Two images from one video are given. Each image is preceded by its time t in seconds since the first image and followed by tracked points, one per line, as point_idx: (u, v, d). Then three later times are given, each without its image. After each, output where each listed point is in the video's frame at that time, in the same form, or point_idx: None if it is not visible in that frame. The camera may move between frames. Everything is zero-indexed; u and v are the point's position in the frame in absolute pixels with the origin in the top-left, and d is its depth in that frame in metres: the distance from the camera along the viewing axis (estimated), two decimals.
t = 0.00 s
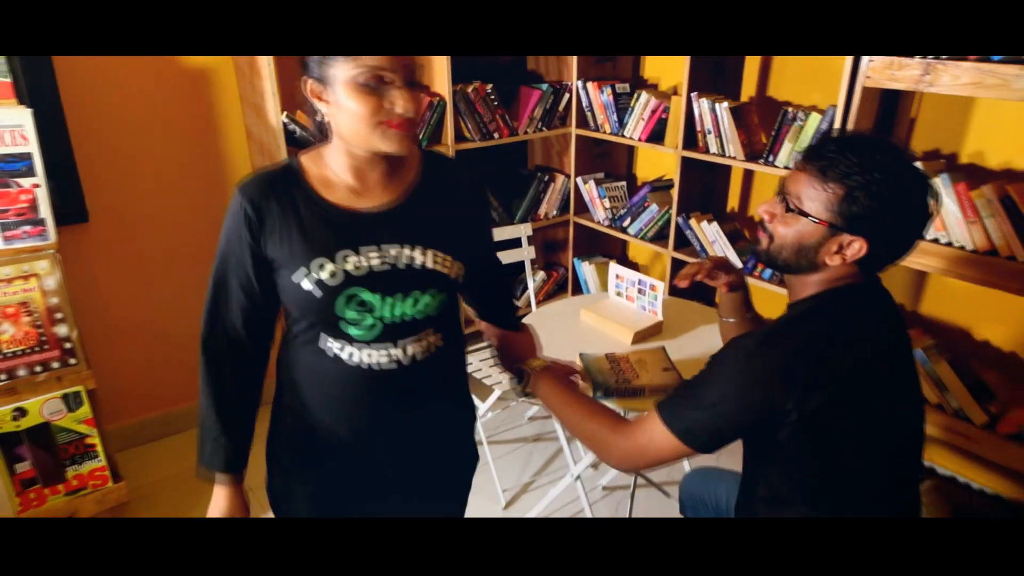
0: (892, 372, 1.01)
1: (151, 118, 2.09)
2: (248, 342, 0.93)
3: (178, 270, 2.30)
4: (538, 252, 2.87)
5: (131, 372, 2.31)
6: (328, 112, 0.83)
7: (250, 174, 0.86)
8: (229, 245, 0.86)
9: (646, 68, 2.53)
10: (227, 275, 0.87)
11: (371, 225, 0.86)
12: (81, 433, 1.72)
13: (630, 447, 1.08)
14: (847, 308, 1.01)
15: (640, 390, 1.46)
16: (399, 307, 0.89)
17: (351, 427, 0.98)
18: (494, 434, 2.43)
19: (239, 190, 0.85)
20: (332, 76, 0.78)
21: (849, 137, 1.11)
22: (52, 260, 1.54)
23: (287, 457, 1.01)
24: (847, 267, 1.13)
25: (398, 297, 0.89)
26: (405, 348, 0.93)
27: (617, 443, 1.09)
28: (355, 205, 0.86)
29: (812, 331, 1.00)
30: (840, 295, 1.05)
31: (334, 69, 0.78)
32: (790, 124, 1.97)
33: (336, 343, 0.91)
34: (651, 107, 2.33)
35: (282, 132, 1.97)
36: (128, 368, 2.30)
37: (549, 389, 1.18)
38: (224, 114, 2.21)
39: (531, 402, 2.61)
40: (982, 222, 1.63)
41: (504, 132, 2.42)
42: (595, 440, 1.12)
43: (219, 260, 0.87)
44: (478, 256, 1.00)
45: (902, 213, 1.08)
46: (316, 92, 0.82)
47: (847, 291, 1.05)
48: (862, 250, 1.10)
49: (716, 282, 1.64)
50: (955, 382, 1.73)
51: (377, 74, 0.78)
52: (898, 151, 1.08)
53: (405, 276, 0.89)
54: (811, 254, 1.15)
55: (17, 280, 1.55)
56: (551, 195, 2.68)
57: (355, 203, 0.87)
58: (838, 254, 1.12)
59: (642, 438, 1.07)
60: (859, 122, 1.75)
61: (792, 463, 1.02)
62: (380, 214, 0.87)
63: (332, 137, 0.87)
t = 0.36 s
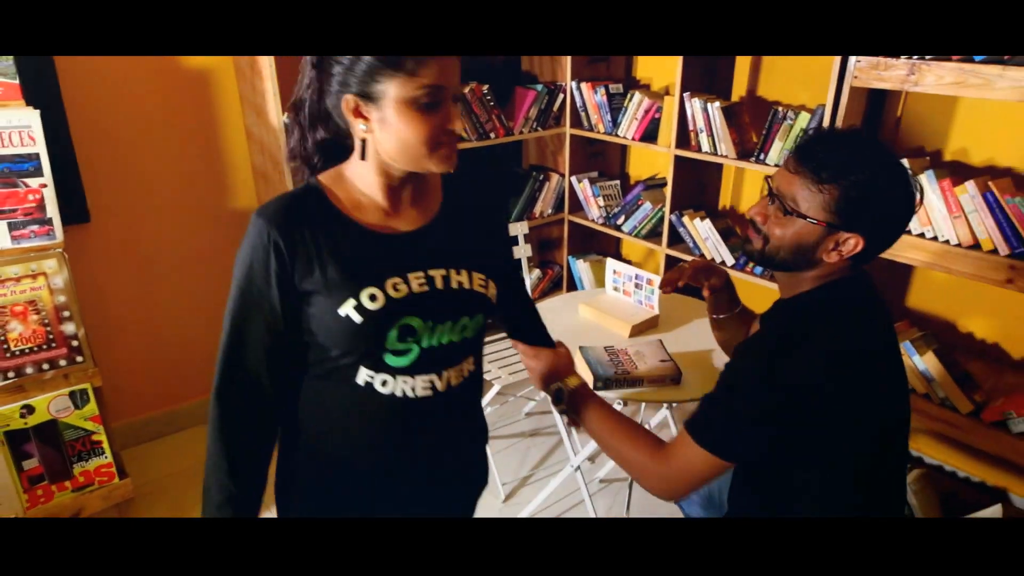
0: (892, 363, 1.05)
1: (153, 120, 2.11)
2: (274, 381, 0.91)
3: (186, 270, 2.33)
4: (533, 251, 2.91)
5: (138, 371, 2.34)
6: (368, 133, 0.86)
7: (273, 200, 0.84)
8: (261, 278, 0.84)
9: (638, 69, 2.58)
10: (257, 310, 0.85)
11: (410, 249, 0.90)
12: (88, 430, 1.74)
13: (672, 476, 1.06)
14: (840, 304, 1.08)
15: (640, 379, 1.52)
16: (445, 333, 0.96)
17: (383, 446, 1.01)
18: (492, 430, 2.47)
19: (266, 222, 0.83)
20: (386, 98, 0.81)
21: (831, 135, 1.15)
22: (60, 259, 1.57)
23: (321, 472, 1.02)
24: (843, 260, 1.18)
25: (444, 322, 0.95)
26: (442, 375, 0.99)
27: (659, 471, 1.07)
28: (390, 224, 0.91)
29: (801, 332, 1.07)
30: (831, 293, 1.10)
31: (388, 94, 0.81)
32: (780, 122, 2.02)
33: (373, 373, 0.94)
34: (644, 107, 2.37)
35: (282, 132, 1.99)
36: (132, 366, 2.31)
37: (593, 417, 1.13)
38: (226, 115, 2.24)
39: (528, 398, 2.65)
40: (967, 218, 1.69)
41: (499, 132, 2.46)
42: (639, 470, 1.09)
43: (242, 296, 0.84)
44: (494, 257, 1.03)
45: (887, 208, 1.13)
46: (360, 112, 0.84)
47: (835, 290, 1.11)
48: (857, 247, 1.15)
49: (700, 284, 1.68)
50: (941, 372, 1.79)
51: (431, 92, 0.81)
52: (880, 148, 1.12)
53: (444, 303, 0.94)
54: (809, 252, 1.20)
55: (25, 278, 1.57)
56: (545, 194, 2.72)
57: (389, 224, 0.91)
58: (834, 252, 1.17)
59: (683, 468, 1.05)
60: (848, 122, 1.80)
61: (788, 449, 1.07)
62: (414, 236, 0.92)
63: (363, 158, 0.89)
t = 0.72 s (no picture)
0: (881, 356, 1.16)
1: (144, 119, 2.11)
2: (301, 379, 1.04)
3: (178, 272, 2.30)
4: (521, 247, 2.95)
5: (133, 372, 2.36)
6: (418, 140, 1.02)
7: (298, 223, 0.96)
8: (298, 294, 0.97)
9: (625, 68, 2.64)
10: (281, 330, 0.98)
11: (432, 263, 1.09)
12: (87, 427, 1.76)
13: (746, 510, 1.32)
14: (834, 304, 1.18)
15: (630, 367, 1.57)
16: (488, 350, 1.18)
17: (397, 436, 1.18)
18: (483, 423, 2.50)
19: (297, 246, 0.95)
20: (438, 103, 1.02)
21: (827, 133, 1.20)
22: (58, 257, 1.58)
23: (327, 468, 1.22)
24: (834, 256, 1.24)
25: (486, 339, 1.17)
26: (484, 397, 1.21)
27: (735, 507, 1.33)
28: (419, 241, 1.07)
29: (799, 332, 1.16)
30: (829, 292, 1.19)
31: (441, 100, 1.03)
32: (763, 119, 2.10)
33: (419, 396, 1.14)
34: (630, 105, 2.45)
35: (276, 131, 2.03)
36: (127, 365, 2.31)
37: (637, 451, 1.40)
38: (216, 111, 2.20)
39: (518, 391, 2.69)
40: (941, 210, 1.78)
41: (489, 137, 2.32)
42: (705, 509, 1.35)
43: (280, 311, 0.97)
44: (519, 259, 1.21)
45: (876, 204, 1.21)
46: (407, 118, 1.01)
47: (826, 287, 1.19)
48: (850, 242, 1.22)
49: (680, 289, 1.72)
50: (919, 358, 1.86)
51: (479, 93, 1.04)
52: (878, 149, 1.18)
53: (484, 315, 1.16)
54: (806, 248, 1.24)
55: (24, 276, 1.59)
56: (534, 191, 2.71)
57: (422, 238, 1.08)
58: (829, 248, 1.22)
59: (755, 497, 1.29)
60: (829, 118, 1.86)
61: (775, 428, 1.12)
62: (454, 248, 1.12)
63: (414, 163, 1.06)
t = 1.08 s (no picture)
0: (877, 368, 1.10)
1: (126, 121, 2.11)
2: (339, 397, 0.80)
3: (161, 267, 2.32)
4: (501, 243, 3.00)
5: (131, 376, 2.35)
6: (475, 133, 0.81)
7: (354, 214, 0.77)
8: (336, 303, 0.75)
9: (599, 67, 2.69)
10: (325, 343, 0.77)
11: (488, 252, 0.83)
12: (72, 428, 1.75)
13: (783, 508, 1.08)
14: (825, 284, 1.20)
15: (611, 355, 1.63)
16: (548, 338, 0.91)
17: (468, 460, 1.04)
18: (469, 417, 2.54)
19: (351, 236, 0.76)
20: (502, 96, 0.78)
21: (816, 130, 1.16)
22: (42, 258, 1.58)
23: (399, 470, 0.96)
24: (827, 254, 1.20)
25: (544, 333, 0.90)
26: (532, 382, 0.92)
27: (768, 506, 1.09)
28: (468, 233, 0.83)
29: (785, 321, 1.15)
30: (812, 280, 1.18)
31: (504, 93, 0.78)
32: (735, 116, 2.15)
33: (470, 388, 0.86)
34: (606, 103, 2.47)
35: (259, 130, 2.02)
36: (114, 366, 2.30)
37: (667, 433, 1.14)
38: (194, 100, 2.22)
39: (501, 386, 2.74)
40: (905, 202, 1.84)
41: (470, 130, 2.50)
42: (736, 507, 1.10)
43: (331, 310, 0.75)
44: (577, 264, 0.97)
45: (863, 205, 1.15)
46: (471, 110, 0.79)
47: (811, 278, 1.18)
48: (842, 239, 1.18)
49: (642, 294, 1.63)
50: (889, 346, 1.93)
51: (538, 84, 0.78)
52: (865, 145, 1.14)
53: (540, 308, 0.87)
54: (801, 246, 1.18)
55: (7, 277, 1.59)
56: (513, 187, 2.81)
57: (472, 230, 0.84)
58: (823, 246, 1.18)
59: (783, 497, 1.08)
60: (799, 115, 1.93)
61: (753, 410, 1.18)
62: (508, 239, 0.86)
63: (467, 146, 0.82)
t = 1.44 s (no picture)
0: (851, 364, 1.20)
1: (96, 122, 2.08)
2: (437, 377, 1.06)
3: (135, 267, 2.31)
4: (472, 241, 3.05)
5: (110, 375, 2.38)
6: (539, 141, 1.05)
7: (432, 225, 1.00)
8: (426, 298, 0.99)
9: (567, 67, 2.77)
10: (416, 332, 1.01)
11: (543, 260, 1.10)
12: (50, 432, 1.74)
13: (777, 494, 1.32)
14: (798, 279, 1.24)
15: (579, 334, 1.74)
16: (586, 341, 1.19)
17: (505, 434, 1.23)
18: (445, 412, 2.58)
19: (432, 243, 0.99)
20: (566, 111, 1.03)
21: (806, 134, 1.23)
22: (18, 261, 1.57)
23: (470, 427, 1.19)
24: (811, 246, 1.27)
25: (584, 334, 1.17)
26: (576, 377, 1.21)
27: (760, 490, 1.33)
28: (533, 241, 1.10)
29: (764, 312, 1.25)
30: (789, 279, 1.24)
31: (567, 106, 1.03)
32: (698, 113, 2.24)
33: (519, 375, 1.15)
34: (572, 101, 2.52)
35: (234, 131, 2.06)
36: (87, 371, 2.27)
37: (682, 410, 1.38)
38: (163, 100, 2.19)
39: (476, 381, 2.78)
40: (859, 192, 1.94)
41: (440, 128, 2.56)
42: (734, 488, 1.35)
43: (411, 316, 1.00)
44: (611, 260, 1.21)
45: (842, 202, 1.22)
46: (534, 123, 1.02)
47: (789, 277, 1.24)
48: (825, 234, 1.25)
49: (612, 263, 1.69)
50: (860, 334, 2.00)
51: (593, 101, 1.03)
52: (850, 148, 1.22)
53: (588, 316, 1.16)
54: (785, 242, 1.25)
55: None
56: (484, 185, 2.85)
57: (537, 235, 1.11)
58: (806, 240, 1.24)
59: (775, 488, 1.31)
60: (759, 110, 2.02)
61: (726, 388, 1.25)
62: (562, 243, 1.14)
63: (526, 163, 1.08)
